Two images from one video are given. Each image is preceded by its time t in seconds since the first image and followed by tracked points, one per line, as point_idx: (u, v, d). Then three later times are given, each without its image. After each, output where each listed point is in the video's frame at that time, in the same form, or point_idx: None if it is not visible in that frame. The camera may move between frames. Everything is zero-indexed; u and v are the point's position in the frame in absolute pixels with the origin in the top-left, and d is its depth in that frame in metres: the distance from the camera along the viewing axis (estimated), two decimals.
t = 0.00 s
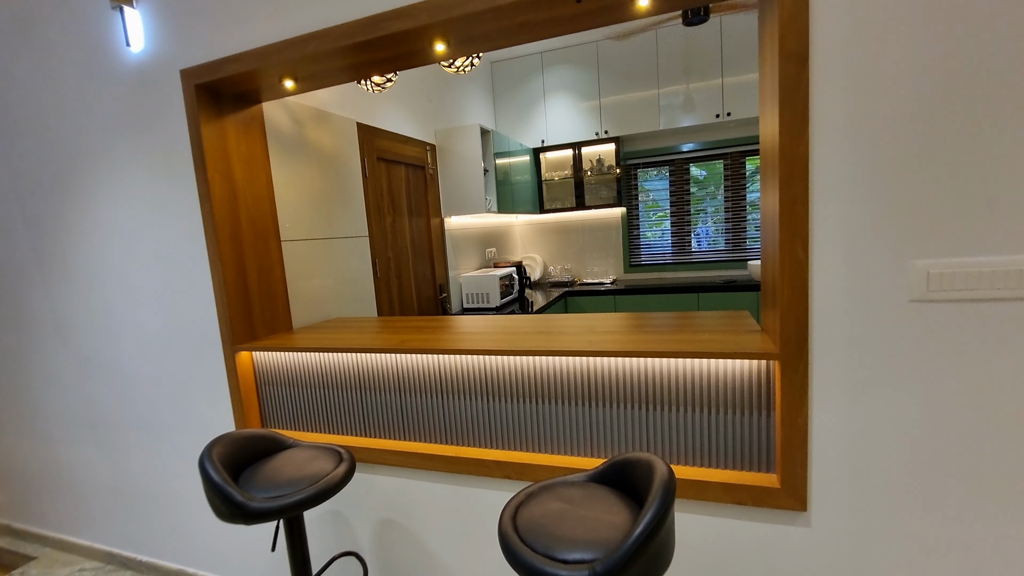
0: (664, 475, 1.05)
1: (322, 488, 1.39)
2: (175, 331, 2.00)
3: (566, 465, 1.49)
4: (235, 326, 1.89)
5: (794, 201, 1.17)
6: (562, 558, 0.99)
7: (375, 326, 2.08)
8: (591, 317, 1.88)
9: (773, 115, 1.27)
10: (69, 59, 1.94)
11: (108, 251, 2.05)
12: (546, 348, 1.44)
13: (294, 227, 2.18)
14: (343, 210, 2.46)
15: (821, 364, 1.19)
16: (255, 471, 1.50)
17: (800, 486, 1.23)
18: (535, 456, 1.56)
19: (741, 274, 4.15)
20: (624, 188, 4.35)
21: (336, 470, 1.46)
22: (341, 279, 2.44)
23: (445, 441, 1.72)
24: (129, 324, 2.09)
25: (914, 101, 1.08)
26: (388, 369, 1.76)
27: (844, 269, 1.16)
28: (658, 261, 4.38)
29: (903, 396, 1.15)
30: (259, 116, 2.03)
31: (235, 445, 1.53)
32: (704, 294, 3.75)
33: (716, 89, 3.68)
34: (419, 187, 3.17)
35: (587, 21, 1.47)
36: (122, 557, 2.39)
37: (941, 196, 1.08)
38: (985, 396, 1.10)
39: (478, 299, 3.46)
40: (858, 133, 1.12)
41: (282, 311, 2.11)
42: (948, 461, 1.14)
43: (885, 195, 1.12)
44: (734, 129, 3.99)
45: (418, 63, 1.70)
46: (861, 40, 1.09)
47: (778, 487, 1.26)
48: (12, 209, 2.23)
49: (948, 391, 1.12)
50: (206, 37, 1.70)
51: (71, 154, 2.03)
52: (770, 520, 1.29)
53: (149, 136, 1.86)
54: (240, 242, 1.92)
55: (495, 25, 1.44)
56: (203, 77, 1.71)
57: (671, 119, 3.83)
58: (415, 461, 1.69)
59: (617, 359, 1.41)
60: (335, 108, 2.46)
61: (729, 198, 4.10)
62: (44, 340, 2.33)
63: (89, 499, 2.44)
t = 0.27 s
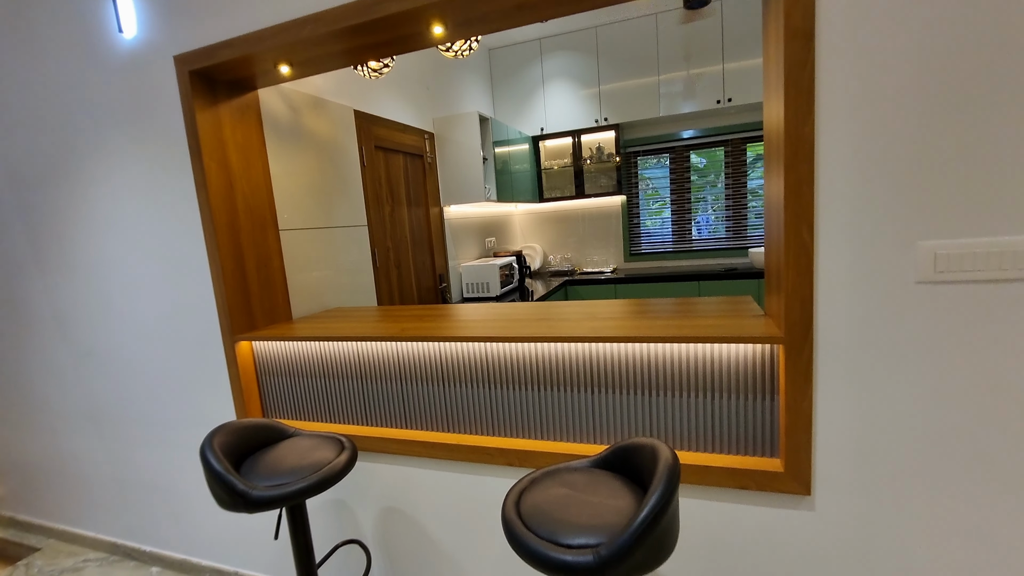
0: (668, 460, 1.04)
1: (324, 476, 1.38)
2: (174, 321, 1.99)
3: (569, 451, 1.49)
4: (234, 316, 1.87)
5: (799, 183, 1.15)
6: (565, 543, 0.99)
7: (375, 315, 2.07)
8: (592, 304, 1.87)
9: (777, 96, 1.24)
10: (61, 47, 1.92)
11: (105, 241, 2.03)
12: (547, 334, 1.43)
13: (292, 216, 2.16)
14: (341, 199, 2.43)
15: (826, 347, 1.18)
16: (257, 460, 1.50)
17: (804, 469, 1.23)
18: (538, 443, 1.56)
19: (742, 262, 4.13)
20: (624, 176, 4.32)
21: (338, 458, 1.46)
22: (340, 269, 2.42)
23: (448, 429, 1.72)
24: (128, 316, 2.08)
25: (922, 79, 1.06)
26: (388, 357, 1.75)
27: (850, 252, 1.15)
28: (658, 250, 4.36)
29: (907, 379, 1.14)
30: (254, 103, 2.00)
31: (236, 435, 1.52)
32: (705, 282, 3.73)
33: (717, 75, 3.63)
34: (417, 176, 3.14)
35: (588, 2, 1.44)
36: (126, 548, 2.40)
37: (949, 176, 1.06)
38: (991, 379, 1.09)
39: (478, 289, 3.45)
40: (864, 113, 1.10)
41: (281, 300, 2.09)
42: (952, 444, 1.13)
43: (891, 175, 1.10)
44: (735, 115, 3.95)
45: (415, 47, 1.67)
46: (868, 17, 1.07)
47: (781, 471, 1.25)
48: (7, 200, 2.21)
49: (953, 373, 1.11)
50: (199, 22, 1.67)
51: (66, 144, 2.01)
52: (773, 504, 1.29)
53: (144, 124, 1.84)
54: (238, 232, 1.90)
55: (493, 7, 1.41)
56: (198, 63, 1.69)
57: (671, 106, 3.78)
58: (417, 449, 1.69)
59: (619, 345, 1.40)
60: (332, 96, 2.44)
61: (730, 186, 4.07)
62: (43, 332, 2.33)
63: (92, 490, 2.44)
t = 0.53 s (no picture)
0: (673, 444, 1.03)
1: (327, 465, 1.38)
2: (174, 312, 1.98)
3: (572, 438, 1.48)
4: (234, 306, 1.86)
5: (805, 163, 1.13)
6: (571, 528, 0.98)
7: (375, 305, 2.05)
8: (594, 290, 1.86)
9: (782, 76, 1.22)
10: (55, 35, 1.89)
11: (103, 232, 2.02)
12: (550, 320, 1.42)
13: (291, 205, 2.14)
14: (340, 188, 2.41)
15: (832, 330, 1.18)
16: (260, 449, 1.49)
17: (809, 453, 1.23)
18: (541, 430, 1.56)
19: (743, 250, 4.12)
20: (624, 164, 4.28)
21: (341, 447, 1.46)
22: (340, 258, 2.41)
23: (450, 417, 1.71)
24: (128, 307, 2.07)
25: (932, 57, 1.04)
26: (390, 346, 1.74)
27: (857, 233, 1.13)
28: (659, 238, 4.33)
29: (914, 362, 1.13)
30: (251, 91, 1.97)
31: (239, 424, 1.52)
32: (706, 270, 3.72)
33: (718, 61, 3.59)
34: (417, 165, 3.12)
35: None
36: (132, 539, 2.41)
37: (958, 156, 1.05)
38: (998, 361, 1.08)
39: (479, 278, 3.43)
40: (872, 92, 1.08)
41: (282, 290, 2.08)
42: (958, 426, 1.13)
43: (900, 155, 1.09)
44: (736, 101, 3.91)
45: (413, 31, 1.64)
46: None
47: (787, 455, 1.25)
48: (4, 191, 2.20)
49: (961, 356, 1.10)
50: (193, 8, 1.65)
51: (62, 133, 1.99)
52: (777, 487, 1.29)
53: (140, 112, 1.82)
54: (237, 221, 1.88)
55: None
56: (193, 50, 1.66)
57: (672, 93, 3.74)
58: (420, 437, 1.69)
59: (623, 331, 1.39)
60: (329, 83, 2.41)
61: (731, 173, 4.03)
62: (43, 324, 2.32)
63: (95, 482, 2.45)
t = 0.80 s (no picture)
0: (675, 430, 1.03)
1: (329, 455, 1.38)
2: (172, 304, 1.97)
3: (574, 426, 1.48)
4: (232, 298, 1.85)
5: (807, 146, 1.12)
6: (574, 514, 0.98)
7: (374, 295, 2.05)
8: (594, 279, 1.85)
9: (783, 59, 1.21)
10: (46, 25, 1.87)
11: (99, 224, 2.00)
12: (551, 309, 1.41)
13: (287, 196, 2.13)
14: (336, 179, 2.40)
15: (834, 315, 1.17)
16: (261, 440, 1.49)
17: (810, 438, 1.23)
18: (542, 418, 1.56)
19: (742, 239, 4.11)
20: (622, 154, 4.26)
21: (342, 437, 1.46)
22: (338, 250, 2.39)
23: (451, 407, 1.71)
24: (125, 300, 2.06)
25: (935, 37, 1.02)
26: (389, 336, 1.73)
27: (859, 217, 1.13)
28: (658, 229, 4.32)
29: (916, 346, 1.13)
30: (246, 80, 1.95)
31: (240, 416, 1.52)
32: (704, 260, 3.71)
33: (716, 49, 3.56)
34: (414, 156, 3.09)
35: None
36: (134, 532, 2.41)
37: (962, 137, 1.04)
38: (1000, 343, 1.08)
39: (478, 270, 3.42)
40: (875, 73, 1.07)
41: (280, 282, 2.07)
42: (958, 409, 1.13)
43: (903, 137, 1.08)
44: (735, 90, 3.88)
45: (410, 17, 1.62)
46: None
47: (788, 440, 1.26)
48: None
49: (962, 339, 1.10)
50: None
51: (55, 126, 1.97)
52: (779, 472, 1.30)
53: (134, 103, 1.80)
54: (233, 213, 1.86)
55: None
56: (187, 38, 1.64)
57: (670, 82, 3.72)
58: (422, 427, 1.69)
59: (623, 318, 1.39)
60: (324, 73, 2.38)
61: (730, 162, 4.02)
62: (40, 319, 2.31)
63: (96, 476, 2.45)
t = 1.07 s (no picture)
0: (677, 408, 1.03)
1: (330, 437, 1.38)
2: (170, 290, 1.95)
3: (574, 407, 1.49)
4: (230, 283, 1.84)
5: (810, 122, 1.11)
6: (575, 491, 0.99)
7: (372, 279, 2.04)
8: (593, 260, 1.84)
9: (785, 33, 1.19)
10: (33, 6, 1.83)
11: (93, 210, 1.98)
12: (551, 290, 1.41)
13: (283, 180, 2.10)
14: (332, 163, 2.37)
15: (834, 292, 1.17)
16: (262, 424, 1.49)
17: (810, 415, 1.24)
18: (543, 400, 1.56)
19: (741, 222, 4.10)
20: (621, 138, 4.23)
21: (343, 420, 1.46)
22: (335, 234, 2.38)
23: (452, 390, 1.72)
24: (122, 286, 2.04)
25: (941, 8, 1.00)
26: (389, 320, 1.73)
27: (861, 193, 1.12)
28: (657, 213, 4.30)
29: (916, 322, 1.13)
30: (239, 62, 1.91)
31: (240, 400, 1.52)
32: (703, 244, 3.70)
33: (716, 30, 3.51)
34: (411, 140, 3.06)
35: None
36: (137, 517, 2.43)
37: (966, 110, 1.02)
38: (1000, 318, 1.08)
39: (476, 255, 3.40)
40: (879, 46, 1.05)
41: (277, 267, 2.05)
42: (957, 385, 1.13)
43: (906, 111, 1.06)
44: (734, 71, 3.84)
45: None
46: None
47: (788, 417, 1.26)
48: None
49: (962, 314, 1.10)
50: None
51: (46, 110, 1.94)
52: (778, 449, 1.31)
53: (125, 85, 1.77)
54: (229, 196, 1.84)
55: None
56: (177, 18, 1.60)
57: (669, 65, 3.67)
58: (422, 410, 1.69)
59: (623, 299, 1.39)
60: (317, 55, 2.35)
61: (729, 145, 3.99)
62: (37, 307, 2.30)
63: (98, 463, 2.46)
